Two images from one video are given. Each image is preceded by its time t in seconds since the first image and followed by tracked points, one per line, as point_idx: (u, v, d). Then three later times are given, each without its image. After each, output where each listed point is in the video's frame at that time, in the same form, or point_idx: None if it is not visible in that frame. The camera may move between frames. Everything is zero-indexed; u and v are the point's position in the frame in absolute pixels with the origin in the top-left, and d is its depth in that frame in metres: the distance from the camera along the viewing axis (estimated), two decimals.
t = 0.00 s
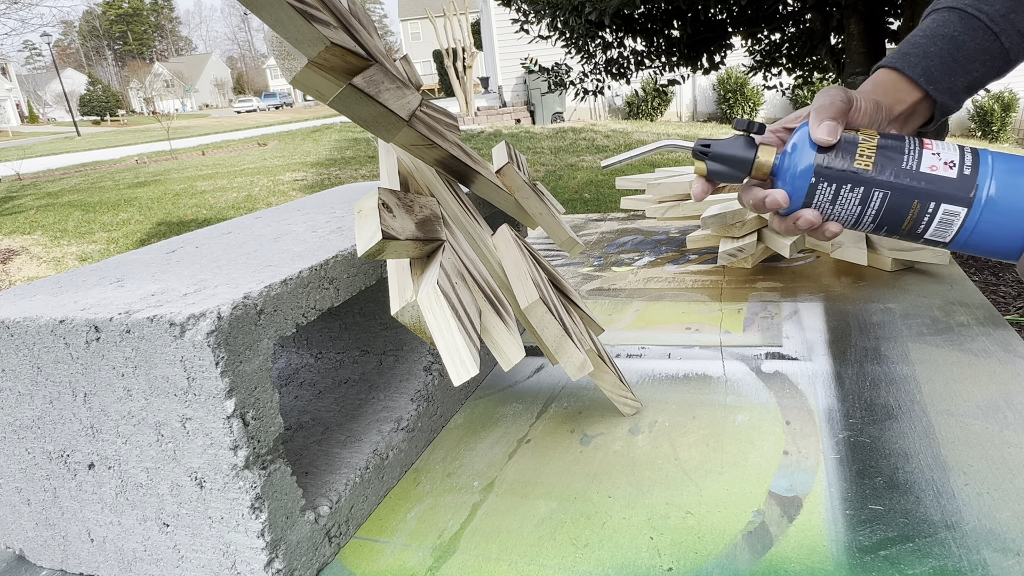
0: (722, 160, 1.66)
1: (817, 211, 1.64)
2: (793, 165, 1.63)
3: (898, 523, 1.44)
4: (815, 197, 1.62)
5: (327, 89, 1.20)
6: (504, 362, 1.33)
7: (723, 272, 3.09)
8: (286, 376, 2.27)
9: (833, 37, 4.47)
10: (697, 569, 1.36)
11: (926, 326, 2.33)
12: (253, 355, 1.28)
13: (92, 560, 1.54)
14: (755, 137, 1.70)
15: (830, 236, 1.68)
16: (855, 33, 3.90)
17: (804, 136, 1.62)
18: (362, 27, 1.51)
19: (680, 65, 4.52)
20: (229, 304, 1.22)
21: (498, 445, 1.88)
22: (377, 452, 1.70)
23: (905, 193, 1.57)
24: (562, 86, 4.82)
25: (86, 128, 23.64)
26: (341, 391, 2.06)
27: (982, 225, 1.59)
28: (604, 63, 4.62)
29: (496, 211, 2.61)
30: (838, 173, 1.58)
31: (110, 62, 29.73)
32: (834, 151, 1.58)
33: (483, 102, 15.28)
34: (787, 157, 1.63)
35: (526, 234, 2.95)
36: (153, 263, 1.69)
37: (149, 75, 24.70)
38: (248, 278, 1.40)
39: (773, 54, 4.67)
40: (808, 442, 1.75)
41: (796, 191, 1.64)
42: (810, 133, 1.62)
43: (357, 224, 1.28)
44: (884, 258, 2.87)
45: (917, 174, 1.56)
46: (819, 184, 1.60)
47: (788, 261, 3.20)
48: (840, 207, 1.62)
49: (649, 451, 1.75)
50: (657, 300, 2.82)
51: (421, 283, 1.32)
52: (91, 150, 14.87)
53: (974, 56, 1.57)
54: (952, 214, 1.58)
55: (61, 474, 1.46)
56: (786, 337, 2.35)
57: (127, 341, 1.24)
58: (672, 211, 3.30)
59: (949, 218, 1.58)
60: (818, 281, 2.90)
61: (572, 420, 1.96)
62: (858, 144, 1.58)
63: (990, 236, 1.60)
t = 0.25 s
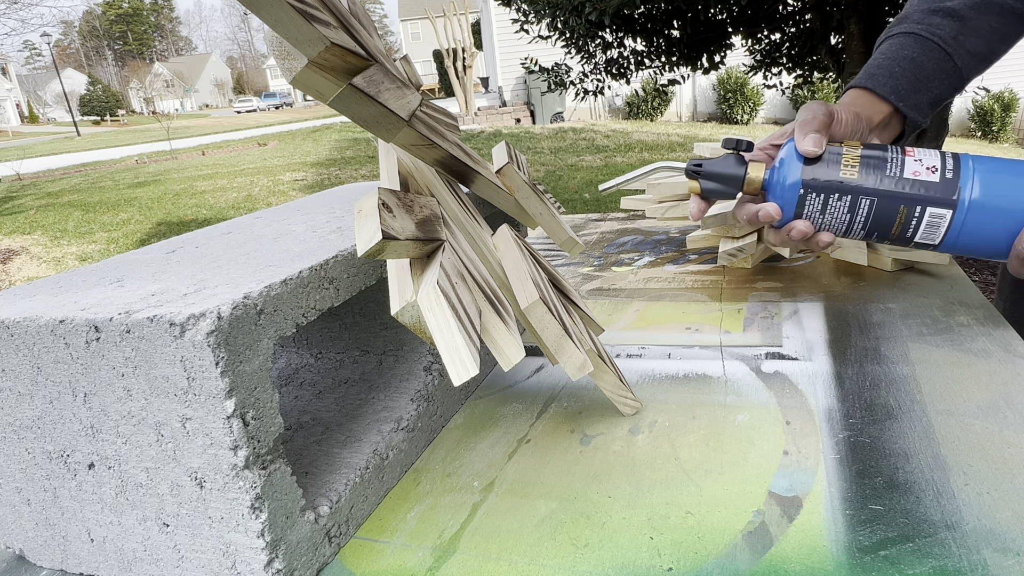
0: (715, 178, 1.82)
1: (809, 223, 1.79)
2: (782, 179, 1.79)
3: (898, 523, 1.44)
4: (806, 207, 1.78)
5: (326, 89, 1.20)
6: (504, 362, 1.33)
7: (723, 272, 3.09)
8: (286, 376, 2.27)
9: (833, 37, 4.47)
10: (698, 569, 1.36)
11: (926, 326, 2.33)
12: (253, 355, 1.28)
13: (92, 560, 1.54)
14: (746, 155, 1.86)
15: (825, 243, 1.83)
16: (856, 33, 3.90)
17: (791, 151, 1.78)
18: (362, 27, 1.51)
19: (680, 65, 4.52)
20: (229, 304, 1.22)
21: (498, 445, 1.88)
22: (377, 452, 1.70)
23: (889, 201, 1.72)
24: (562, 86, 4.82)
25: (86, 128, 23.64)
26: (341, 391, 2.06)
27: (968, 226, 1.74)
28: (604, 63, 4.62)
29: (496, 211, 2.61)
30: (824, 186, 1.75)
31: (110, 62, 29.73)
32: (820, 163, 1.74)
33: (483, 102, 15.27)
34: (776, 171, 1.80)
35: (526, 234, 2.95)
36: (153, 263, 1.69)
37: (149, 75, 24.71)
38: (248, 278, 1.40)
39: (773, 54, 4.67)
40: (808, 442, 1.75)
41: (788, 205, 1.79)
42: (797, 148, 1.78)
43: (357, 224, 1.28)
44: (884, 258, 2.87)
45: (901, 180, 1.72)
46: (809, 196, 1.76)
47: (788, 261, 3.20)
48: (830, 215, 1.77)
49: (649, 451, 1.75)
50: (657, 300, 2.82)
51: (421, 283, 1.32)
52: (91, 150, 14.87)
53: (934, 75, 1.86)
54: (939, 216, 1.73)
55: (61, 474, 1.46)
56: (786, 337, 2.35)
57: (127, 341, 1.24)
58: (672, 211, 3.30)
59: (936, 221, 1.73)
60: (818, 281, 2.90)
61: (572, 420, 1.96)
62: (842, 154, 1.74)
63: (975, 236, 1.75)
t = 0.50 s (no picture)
0: (690, 122, 1.67)
1: (793, 190, 1.69)
2: (772, 133, 1.65)
3: (897, 523, 1.44)
4: (802, 169, 1.66)
5: (327, 89, 1.20)
6: (504, 362, 1.33)
7: (723, 272, 3.09)
8: (286, 376, 2.27)
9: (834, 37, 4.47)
10: (698, 569, 1.36)
11: (926, 326, 2.33)
12: (253, 355, 1.28)
13: (92, 560, 1.54)
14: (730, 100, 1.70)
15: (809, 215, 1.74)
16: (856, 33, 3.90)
17: (787, 98, 1.64)
18: (362, 27, 1.51)
19: (680, 65, 4.52)
20: (229, 304, 1.22)
21: (498, 445, 1.88)
22: (378, 452, 1.70)
23: (899, 169, 1.63)
24: (562, 86, 4.82)
25: (86, 128, 23.64)
26: (340, 391, 2.06)
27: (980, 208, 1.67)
28: (604, 63, 4.62)
29: (496, 211, 2.61)
30: (824, 145, 1.63)
31: (110, 62, 29.72)
32: (822, 113, 1.62)
33: (483, 102, 15.27)
34: (766, 125, 1.66)
35: (526, 234, 2.95)
36: (153, 263, 1.69)
37: (149, 75, 24.71)
38: (248, 278, 1.40)
39: (773, 54, 4.67)
40: (808, 442, 1.75)
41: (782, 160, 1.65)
42: (794, 95, 1.63)
43: (357, 225, 1.28)
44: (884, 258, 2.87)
45: (916, 145, 1.62)
46: (807, 152, 1.64)
47: (788, 261, 3.20)
48: (827, 180, 1.66)
49: (649, 451, 1.75)
50: (657, 300, 2.82)
51: (421, 284, 1.32)
52: (90, 150, 14.87)
53: (947, 40, 1.77)
54: (952, 190, 1.65)
55: (61, 474, 1.46)
56: (786, 337, 2.35)
57: (127, 341, 1.24)
58: (672, 212, 3.30)
59: (949, 195, 1.65)
60: (818, 281, 2.90)
61: (572, 420, 1.96)
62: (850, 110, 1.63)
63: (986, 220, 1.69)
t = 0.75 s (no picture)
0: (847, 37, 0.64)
1: None
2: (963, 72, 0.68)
3: (897, 523, 1.44)
4: None
5: (326, 89, 1.21)
6: (504, 362, 1.33)
7: (723, 272, 3.09)
8: (286, 376, 2.27)
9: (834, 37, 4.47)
10: (698, 569, 1.36)
11: (926, 326, 2.33)
12: (253, 355, 1.28)
13: (92, 560, 1.54)
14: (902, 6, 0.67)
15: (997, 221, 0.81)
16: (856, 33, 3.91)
17: None
18: (362, 27, 1.51)
19: (680, 65, 4.52)
20: (229, 304, 1.22)
21: (498, 445, 1.88)
22: (377, 452, 1.70)
23: None
24: (562, 86, 4.82)
25: (86, 128, 23.64)
26: (340, 391, 2.06)
27: None
28: (604, 63, 4.62)
29: (496, 211, 2.61)
30: None
31: (110, 62, 29.71)
32: None
33: (483, 102, 15.27)
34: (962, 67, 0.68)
35: (526, 234, 2.95)
36: (153, 263, 1.69)
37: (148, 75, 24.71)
38: (248, 278, 1.40)
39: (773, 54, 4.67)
40: (807, 442, 1.75)
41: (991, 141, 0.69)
42: None
43: (357, 225, 1.28)
44: (884, 258, 2.87)
45: None
46: None
47: (788, 261, 3.20)
48: None
49: (649, 451, 1.75)
50: (657, 300, 2.82)
51: (421, 284, 1.32)
52: (90, 150, 14.87)
53: None
54: None
55: (61, 474, 1.46)
56: (786, 337, 2.35)
57: (127, 341, 1.24)
58: (672, 212, 3.29)
59: None
60: (818, 281, 2.90)
61: (572, 420, 1.96)
62: None
63: None
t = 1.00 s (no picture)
0: None
1: None
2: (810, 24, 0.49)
3: (897, 523, 1.44)
4: None
5: (326, 89, 1.21)
6: (504, 362, 1.33)
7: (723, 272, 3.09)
8: (286, 376, 2.27)
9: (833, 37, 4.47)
10: (698, 569, 1.36)
11: (926, 326, 2.33)
12: (253, 355, 1.28)
13: (92, 560, 1.54)
14: None
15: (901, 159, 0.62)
16: (856, 33, 3.91)
17: None
18: (362, 28, 1.51)
19: (680, 65, 4.52)
20: (229, 304, 1.22)
21: (498, 445, 1.88)
22: (377, 452, 1.70)
23: None
24: (562, 86, 4.82)
25: (86, 128, 23.65)
26: (340, 392, 2.06)
27: None
28: (604, 63, 4.62)
29: (496, 211, 2.61)
30: None
31: (110, 63, 29.71)
32: None
33: (483, 102, 15.27)
34: None
35: (526, 234, 2.95)
36: (153, 263, 1.69)
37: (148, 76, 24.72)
38: (248, 278, 1.40)
39: (773, 54, 4.67)
40: (808, 441, 1.75)
41: None
42: None
43: (357, 225, 1.28)
44: (884, 258, 2.87)
45: None
46: None
47: (788, 261, 3.20)
48: None
49: (649, 451, 1.75)
50: (657, 300, 2.81)
51: (421, 283, 1.32)
52: (90, 150, 14.87)
53: None
54: None
55: (61, 474, 1.46)
56: (786, 337, 2.35)
57: (127, 341, 1.24)
58: (672, 212, 3.29)
59: None
60: (818, 281, 2.90)
61: (572, 420, 1.96)
62: None
63: None
